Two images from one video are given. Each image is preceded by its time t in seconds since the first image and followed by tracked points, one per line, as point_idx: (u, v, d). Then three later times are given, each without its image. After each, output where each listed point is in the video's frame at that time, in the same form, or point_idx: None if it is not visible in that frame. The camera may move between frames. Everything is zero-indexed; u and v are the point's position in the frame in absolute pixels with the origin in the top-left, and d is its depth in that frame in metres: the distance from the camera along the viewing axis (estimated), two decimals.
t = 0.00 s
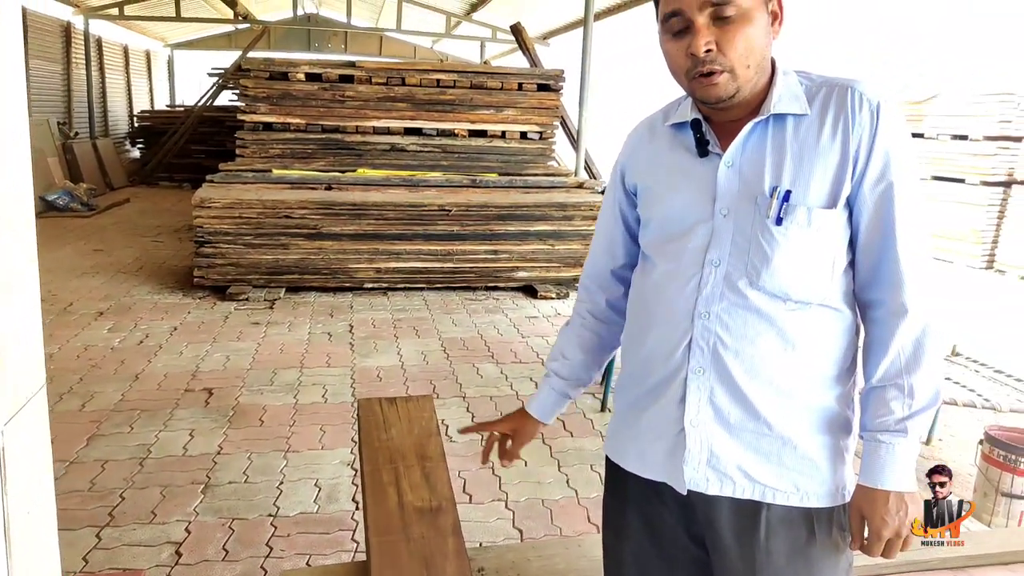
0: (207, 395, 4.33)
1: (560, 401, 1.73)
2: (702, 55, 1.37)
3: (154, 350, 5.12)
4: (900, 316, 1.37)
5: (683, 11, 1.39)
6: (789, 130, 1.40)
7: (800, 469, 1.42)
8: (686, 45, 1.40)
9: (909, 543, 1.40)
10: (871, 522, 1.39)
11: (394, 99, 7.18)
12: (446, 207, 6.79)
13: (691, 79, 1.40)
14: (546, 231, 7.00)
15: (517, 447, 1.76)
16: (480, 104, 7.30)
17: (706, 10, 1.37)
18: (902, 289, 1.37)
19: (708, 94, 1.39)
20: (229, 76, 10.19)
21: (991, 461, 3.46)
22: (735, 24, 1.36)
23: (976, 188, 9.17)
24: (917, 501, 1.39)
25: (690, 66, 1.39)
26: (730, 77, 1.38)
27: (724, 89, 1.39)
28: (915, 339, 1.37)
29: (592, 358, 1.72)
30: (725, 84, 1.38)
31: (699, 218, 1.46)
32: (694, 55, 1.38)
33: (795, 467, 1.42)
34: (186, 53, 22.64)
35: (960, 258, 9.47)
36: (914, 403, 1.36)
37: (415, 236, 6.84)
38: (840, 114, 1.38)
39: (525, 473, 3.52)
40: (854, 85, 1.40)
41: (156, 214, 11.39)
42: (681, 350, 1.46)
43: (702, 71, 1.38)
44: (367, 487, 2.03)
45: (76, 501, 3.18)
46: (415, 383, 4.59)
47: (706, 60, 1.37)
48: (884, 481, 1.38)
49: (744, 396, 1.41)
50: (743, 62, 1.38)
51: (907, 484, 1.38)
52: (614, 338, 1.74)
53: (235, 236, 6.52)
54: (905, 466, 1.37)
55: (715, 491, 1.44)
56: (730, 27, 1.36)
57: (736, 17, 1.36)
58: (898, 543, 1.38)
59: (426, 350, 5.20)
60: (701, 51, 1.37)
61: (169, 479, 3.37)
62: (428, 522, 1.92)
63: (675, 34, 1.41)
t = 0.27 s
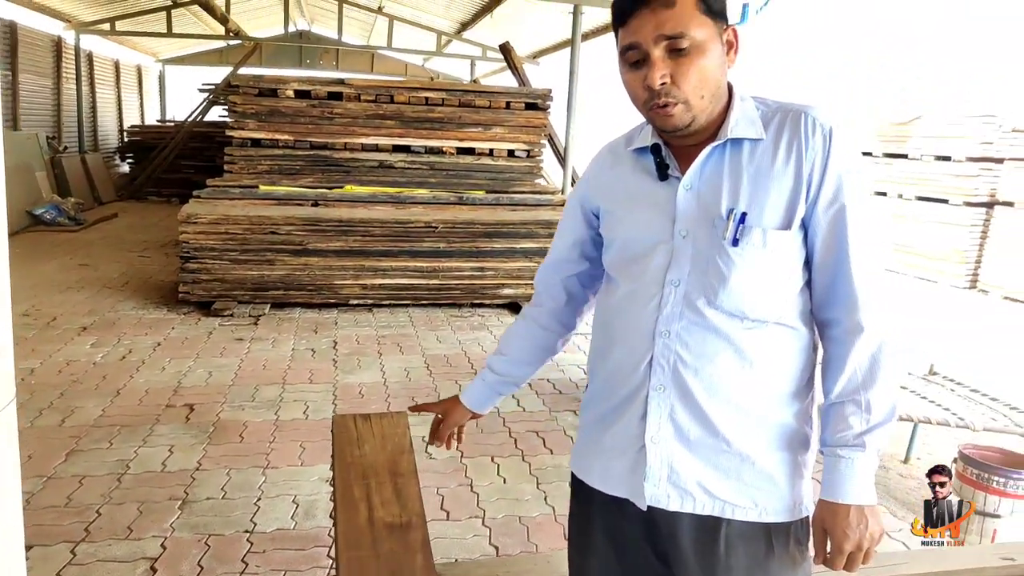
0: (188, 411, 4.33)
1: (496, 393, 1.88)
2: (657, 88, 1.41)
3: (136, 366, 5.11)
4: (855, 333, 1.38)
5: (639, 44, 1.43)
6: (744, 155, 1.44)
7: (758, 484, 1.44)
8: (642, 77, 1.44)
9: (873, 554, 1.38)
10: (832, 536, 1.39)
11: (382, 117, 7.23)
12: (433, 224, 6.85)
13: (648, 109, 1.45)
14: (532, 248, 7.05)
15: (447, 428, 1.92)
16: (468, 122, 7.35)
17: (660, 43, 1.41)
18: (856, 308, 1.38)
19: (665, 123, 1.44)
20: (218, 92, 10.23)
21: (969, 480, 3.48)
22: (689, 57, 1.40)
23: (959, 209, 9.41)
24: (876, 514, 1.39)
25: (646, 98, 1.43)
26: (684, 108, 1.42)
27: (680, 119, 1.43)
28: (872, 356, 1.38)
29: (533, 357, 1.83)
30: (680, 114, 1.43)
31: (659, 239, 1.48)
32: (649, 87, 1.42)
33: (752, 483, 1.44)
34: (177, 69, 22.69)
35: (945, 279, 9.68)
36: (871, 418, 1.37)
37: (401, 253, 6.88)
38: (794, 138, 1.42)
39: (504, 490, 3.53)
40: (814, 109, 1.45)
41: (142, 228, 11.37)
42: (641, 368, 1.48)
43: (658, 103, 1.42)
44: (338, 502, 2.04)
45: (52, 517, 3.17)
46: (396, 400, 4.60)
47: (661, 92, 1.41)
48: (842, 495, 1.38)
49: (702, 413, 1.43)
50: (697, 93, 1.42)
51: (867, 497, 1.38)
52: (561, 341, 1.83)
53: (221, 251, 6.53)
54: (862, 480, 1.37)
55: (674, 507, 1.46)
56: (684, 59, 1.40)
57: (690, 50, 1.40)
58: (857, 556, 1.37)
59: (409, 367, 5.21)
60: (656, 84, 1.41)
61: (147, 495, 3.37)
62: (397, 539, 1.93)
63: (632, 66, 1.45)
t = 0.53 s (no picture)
0: (172, 428, 4.35)
1: (462, 419, 1.88)
2: (603, 119, 1.47)
3: (122, 384, 5.13)
4: (798, 346, 1.44)
5: (585, 77, 1.49)
6: (692, 175, 1.51)
7: (707, 491, 1.50)
8: (588, 108, 1.50)
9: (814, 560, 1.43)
10: (777, 541, 1.45)
11: (369, 134, 7.29)
12: (418, 240, 6.91)
13: (596, 138, 1.51)
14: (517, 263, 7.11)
15: (415, 471, 1.89)
16: (454, 138, 7.42)
17: (603, 77, 1.47)
18: (799, 322, 1.44)
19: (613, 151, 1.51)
20: (206, 110, 10.29)
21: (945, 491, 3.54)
22: (632, 88, 1.46)
23: (943, 222, 9.53)
24: (819, 520, 1.44)
25: (592, 128, 1.49)
26: (630, 136, 1.49)
27: (625, 146, 1.51)
28: (814, 368, 1.43)
29: (495, 384, 1.86)
30: (626, 141, 1.50)
31: (610, 256, 1.55)
32: (596, 119, 1.48)
33: (701, 490, 1.49)
34: (168, 87, 22.76)
35: (930, 290, 9.81)
36: (813, 427, 1.43)
37: (387, 269, 6.94)
38: (740, 159, 1.48)
39: (484, 503, 3.56)
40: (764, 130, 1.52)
41: (131, 246, 11.39)
42: (594, 381, 1.55)
43: (604, 132, 1.49)
44: (312, 516, 2.08)
45: (35, 534, 3.19)
46: (380, 415, 4.63)
47: (607, 123, 1.47)
48: (786, 502, 1.43)
49: (652, 423, 1.49)
50: (642, 121, 1.49)
51: (810, 503, 1.43)
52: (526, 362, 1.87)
53: (207, 269, 6.57)
54: (806, 488, 1.42)
55: (626, 513, 1.52)
56: (629, 91, 1.46)
57: (634, 80, 1.46)
58: (799, 561, 1.42)
59: (393, 383, 5.24)
60: (602, 116, 1.47)
61: (129, 512, 3.39)
62: (369, 551, 1.97)
63: (579, 97, 1.51)
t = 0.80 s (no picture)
0: (165, 444, 4.39)
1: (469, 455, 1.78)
2: (561, 136, 1.53)
3: (117, 402, 5.17)
4: (751, 349, 1.49)
5: (543, 96, 1.54)
6: (649, 188, 1.57)
7: (667, 491, 1.55)
8: (547, 125, 1.56)
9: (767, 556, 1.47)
10: (731, 538, 1.50)
11: (360, 149, 7.35)
12: (409, 253, 6.99)
13: (556, 154, 1.57)
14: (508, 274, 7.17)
15: (453, 518, 1.74)
16: (444, 152, 7.50)
17: (560, 96, 1.52)
18: (752, 326, 1.49)
19: (573, 166, 1.57)
20: (199, 129, 10.36)
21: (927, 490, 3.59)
22: (588, 106, 1.52)
23: (933, 224, 9.63)
24: (773, 517, 1.49)
25: (552, 144, 1.55)
26: (588, 151, 1.55)
27: (584, 161, 1.56)
28: (766, 371, 1.49)
29: (493, 407, 1.81)
30: (584, 157, 1.55)
31: (572, 265, 1.61)
32: (554, 137, 1.54)
33: (661, 490, 1.55)
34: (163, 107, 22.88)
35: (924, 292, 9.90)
36: (766, 428, 1.49)
37: (380, 282, 7.00)
38: (694, 171, 1.54)
39: (473, 513, 3.60)
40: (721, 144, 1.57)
41: (125, 266, 11.44)
42: (559, 385, 1.60)
43: (563, 149, 1.55)
44: (295, 527, 2.13)
45: (29, 550, 3.22)
46: (372, 428, 4.67)
47: (565, 140, 1.53)
48: (742, 500, 1.48)
49: (614, 426, 1.54)
50: (600, 137, 1.54)
51: (763, 501, 1.48)
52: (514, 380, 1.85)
53: (200, 286, 6.62)
54: (759, 486, 1.48)
55: (591, 513, 1.57)
56: (585, 109, 1.52)
57: (589, 98, 1.52)
58: (753, 557, 1.47)
59: (385, 396, 5.28)
60: (560, 133, 1.53)
61: (123, 528, 3.42)
62: (350, 559, 2.01)
63: (538, 115, 1.57)
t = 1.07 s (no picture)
0: (158, 453, 4.41)
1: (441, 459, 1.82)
2: (538, 144, 1.57)
3: (111, 412, 5.19)
4: (727, 349, 1.53)
5: (518, 106, 1.58)
6: (624, 194, 1.61)
7: (648, 489, 1.59)
8: (524, 135, 1.60)
9: (750, 548, 1.53)
10: (715, 532, 1.54)
11: (354, 160, 7.39)
12: (402, 262, 7.05)
13: (534, 161, 1.60)
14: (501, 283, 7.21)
15: (424, 522, 1.78)
16: (437, 162, 7.55)
17: (535, 104, 1.57)
18: (727, 327, 1.53)
19: (551, 173, 1.60)
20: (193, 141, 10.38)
21: (915, 493, 3.61)
22: (563, 114, 1.56)
23: (925, 231, 9.68)
24: (755, 511, 1.53)
25: (530, 153, 1.59)
26: (566, 157, 1.58)
27: (563, 168, 1.60)
28: (743, 369, 1.53)
29: (465, 414, 1.85)
30: (563, 163, 1.59)
31: (551, 271, 1.65)
32: (531, 145, 1.58)
33: (643, 487, 1.58)
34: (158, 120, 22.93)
35: (917, 299, 9.97)
36: (744, 425, 1.53)
37: (373, 291, 7.06)
38: (668, 176, 1.58)
39: (463, 519, 3.63)
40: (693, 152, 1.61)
41: (120, 279, 11.45)
42: (541, 388, 1.64)
43: (541, 157, 1.59)
44: (282, 532, 2.15)
45: (22, 559, 3.24)
46: (364, 436, 4.70)
47: (542, 148, 1.57)
48: (724, 496, 1.52)
49: (595, 425, 1.58)
50: (576, 144, 1.59)
51: (744, 495, 1.53)
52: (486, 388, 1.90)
53: (194, 296, 6.66)
54: (739, 483, 1.52)
55: (575, 513, 1.61)
56: (560, 118, 1.56)
57: (564, 107, 1.56)
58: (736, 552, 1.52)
59: (378, 405, 5.31)
60: (537, 141, 1.57)
61: (116, 536, 3.44)
62: (336, 563, 2.04)
63: (515, 125, 1.61)
